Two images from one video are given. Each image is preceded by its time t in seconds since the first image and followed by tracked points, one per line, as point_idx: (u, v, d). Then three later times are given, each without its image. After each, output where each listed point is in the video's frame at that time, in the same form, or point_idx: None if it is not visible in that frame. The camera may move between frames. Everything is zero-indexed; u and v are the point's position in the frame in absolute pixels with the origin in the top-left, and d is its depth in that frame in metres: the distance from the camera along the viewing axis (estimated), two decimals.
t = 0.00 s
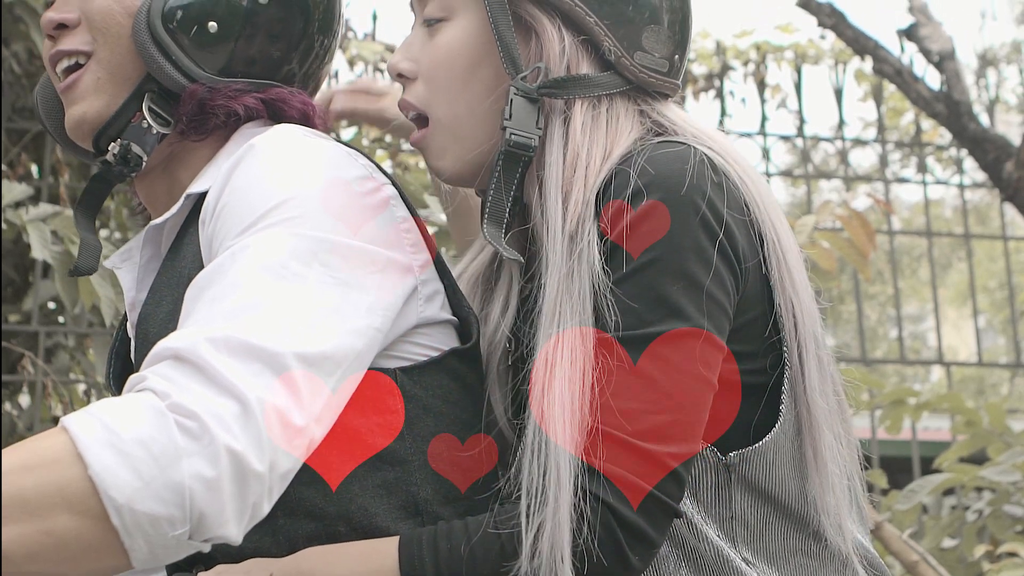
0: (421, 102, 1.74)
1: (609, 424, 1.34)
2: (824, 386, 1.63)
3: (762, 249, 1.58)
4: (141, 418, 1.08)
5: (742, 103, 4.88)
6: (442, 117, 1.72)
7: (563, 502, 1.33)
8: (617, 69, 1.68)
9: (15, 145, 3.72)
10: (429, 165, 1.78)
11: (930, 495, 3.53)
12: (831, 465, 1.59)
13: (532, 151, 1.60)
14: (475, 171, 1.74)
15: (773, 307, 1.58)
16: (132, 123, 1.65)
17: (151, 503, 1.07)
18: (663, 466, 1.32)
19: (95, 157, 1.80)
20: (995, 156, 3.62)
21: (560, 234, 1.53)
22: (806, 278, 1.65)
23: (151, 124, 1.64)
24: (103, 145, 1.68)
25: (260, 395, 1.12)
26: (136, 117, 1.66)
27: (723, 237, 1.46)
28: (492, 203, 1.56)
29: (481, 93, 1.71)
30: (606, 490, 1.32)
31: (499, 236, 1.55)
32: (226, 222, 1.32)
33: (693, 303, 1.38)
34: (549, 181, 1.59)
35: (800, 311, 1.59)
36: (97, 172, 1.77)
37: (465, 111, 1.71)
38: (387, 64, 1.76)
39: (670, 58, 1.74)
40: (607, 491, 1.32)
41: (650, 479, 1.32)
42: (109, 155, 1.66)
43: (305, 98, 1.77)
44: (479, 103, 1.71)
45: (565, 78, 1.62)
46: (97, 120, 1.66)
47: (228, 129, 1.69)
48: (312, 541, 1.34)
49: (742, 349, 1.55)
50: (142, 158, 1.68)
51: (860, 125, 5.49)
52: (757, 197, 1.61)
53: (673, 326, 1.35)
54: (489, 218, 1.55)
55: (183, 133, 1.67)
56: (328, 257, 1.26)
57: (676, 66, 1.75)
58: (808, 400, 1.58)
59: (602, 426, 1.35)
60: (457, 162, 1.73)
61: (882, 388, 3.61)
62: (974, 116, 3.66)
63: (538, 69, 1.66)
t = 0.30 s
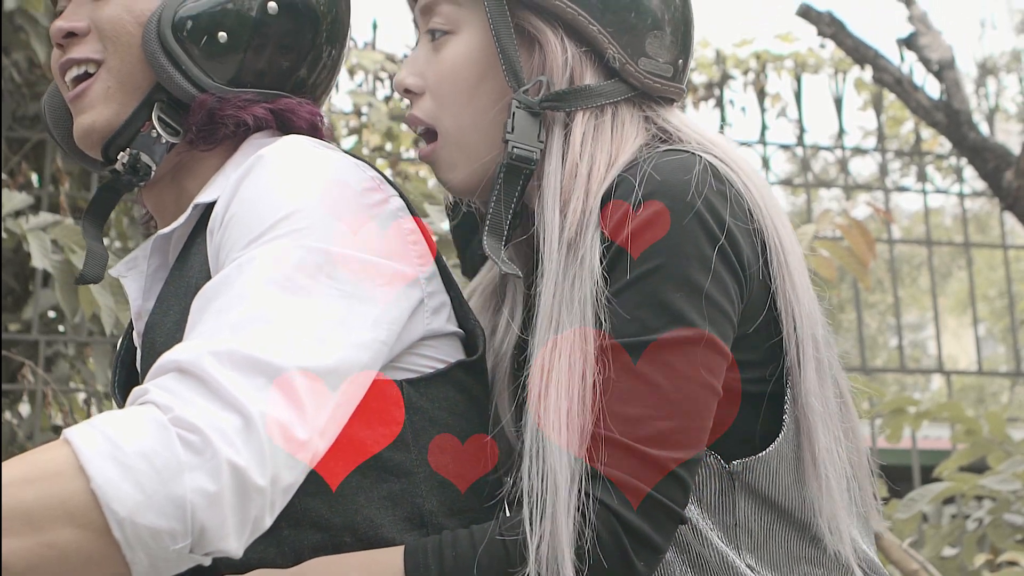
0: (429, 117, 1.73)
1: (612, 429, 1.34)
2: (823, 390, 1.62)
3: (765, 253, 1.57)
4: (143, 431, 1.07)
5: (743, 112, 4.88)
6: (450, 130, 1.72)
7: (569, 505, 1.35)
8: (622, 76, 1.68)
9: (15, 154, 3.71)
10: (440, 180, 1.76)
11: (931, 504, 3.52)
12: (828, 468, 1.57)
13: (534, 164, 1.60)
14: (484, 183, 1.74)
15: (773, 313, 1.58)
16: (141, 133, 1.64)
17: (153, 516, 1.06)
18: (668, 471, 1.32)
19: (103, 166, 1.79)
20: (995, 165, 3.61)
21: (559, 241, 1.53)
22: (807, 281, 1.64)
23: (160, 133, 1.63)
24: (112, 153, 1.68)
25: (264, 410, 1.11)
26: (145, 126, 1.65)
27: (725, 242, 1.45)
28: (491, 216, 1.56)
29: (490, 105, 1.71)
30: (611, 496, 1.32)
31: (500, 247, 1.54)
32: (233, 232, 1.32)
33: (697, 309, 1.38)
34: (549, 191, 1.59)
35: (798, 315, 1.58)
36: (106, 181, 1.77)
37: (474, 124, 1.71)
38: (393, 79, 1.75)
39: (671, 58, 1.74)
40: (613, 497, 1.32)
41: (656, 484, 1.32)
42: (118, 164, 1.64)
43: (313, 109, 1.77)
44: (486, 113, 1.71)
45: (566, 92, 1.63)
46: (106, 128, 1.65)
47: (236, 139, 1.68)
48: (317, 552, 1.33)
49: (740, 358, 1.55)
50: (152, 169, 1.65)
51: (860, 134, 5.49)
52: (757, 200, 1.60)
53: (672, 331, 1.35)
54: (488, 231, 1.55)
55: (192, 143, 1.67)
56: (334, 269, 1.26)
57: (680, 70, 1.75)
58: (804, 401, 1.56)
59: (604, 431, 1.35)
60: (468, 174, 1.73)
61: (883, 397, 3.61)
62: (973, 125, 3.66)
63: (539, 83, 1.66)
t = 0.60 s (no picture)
0: (439, 124, 1.74)
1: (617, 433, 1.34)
2: (828, 394, 1.61)
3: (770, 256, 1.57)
4: (146, 442, 1.07)
5: (743, 120, 4.89)
6: (459, 138, 1.72)
7: (576, 504, 1.35)
8: (630, 81, 1.68)
9: (16, 163, 3.71)
10: (449, 188, 1.77)
11: (931, 513, 3.51)
12: (825, 471, 1.55)
13: (540, 172, 1.61)
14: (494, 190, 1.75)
15: (781, 319, 1.57)
16: (151, 141, 1.64)
17: (154, 528, 1.06)
18: (674, 475, 1.32)
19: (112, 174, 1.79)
20: (995, 173, 3.61)
21: (561, 247, 1.54)
22: (811, 285, 1.64)
23: (169, 141, 1.63)
24: (121, 162, 1.68)
25: (268, 423, 1.11)
26: (154, 135, 1.65)
27: (734, 249, 1.45)
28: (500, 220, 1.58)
29: (499, 112, 1.71)
30: (617, 499, 1.32)
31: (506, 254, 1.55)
32: (240, 243, 1.32)
33: (705, 313, 1.38)
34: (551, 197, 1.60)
35: (803, 319, 1.57)
36: (114, 189, 1.76)
37: (483, 131, 1.71)
38: (402, 87, 1.76)
39: (682, 67, 1.74)
40: (616, 502, 1.32)
41: (662, 489, 1.32)
42: (126, 172, 1.65)
43: (322, 119, 1.77)
44: (496, 121, 1.71)
45: (573, 99, 1.63)
46: (115, 137, 1.65)
47: (245, 148, 1.67)
48: (323, 560, 1.32)
49: (745, 365, 1.54)
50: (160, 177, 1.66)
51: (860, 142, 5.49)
52: (762, 204, 1.59)
53: (682, 338, 1.35)
54: (496, 237, 1.56)
55: (201, 152, 1.66)
56: (340, 281, 1.26)
57: (688, 75, 1.75)
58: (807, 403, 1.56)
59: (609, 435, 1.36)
60: (477, 183, 1.73)
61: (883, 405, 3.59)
62: (973, 133, 3.66)
63: (547, 90, 1.66)
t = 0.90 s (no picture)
0: (450, 126, 1.73)
1: (623, 436, 1.35)
2: (835, 399, 1.61)
3: (779, 262, 1.57)
4: (148, 451, 1.08)
5: (743, 127, 4.89)
6: (471, 140, 1.71)
7: (579, 505, 1.36)
8: (642, 84, 1.68)
9: (15, 170, 3.70)
10: (457, 190, 1.76)
11: (932, 520, 3.49)
12: (826, 476, 1.54)
13: (550, 174, 1.60)
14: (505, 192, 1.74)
15: (790, 326, 1.57)
16: (161, 149, 1.64)
17: (156, 536, 1.06)
18: (678, 481, 1.33)
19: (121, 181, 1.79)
20: (995, 181, 3.61)
21: (568, 250, 1.55)
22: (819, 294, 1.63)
23: (180, 149, 1.62)
24: (130, 170, 1.67)
25: (271, 432, 1.11)
26: (163, 144, 1.65)
27: (745, 258, 1.45)
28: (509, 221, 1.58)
29: (512, 113, 1.70)
30: (622, 501, 1.33)
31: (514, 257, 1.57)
32: (248, 248, 1.33)
33: (714, 321, 1.39)
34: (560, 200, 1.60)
35: (811, 324, 1.57)
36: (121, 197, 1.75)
37: (495, 132, 1.70)
38: (413, 89, 1.75)
39: (693, 71, 1.74)
40: (621, 504, 1.32)
41: (666, 493, 1.33)
42: (137, 180, 1.65)
43: (330, 128, 1.77)
44: (509, 122, 1.70)
45: (584, 101, 1.63)
46: (124, 143, 1.65)
47: (254, 157, 1.68)
48: (327, 566, 1.32)
49: (753, 373, 1.54)
50: (170, 185, 1.66)
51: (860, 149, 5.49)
52: (772, 211, 1.59)
53: (695, 343, 1.36)
54: (504, 237, 1.57)
55: (211, 160, 1.66)
56: (347, 291, 1.26)
57: (698, 81, 1.75)
58: (813, 409, 1.55)
59: (615, 439, 1.36)
60: (487, 184, 1.72)
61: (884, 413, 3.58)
62: (973, 140, 3.66)
63: (558, 92, 1.66)
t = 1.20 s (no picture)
0: (461, 127, 1.70)
1: (630, 439, 1.35)
2: (846, 408, 1.61)
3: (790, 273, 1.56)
4: (150, 456, 1.08)
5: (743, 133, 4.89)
6: (482, 141, 1.69)
7: (584, 507, 1.37)
8: (661, 90, 1.68)
9: (15, 177, 3.69)
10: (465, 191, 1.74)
11: (932, 526, 3.49)
12: (836, 484, 1.55)
13: (564, 182, 1.61)
14: (514, 193, 1.71)
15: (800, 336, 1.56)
16: (168, 154, 1.64)
17: (158, 542, 1.06)
18: (684, 486, 1.33)
19: (127, 186, 1.78)
20: (995, 187, 3.61)
21: (580, 253, 1.55)
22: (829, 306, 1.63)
23: (188, 155, 1.63)
24: (138, 174, 1.66)
25: (274, 438, 1.11)
26: (171, 149, 1.65)
27: (758, 267, 1.45)
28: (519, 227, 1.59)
29: (524, 114, 1.68)
30: (627, 505, 1.32)
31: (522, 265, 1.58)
32: (255, 253, 1.33)
33: (725, 328, 1.39)
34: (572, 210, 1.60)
35: (821, 334, 1.57)
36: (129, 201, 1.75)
37: (507, 134, 1.68)
38: (424, 90, 1.73)
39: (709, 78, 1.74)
40: (626, 507, 1.32)
41: (671, 499, 1.33)
42: (144, 184, 1.64)
43: (338, 134, 1.77)
44: (520, 125, 1.68)
45: (604, 109, 1.63)
46: (132, 148, 1.65)
47: (262, 162, 1.68)
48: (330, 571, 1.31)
49: (761, 381, 1.53)
50: (178, 190, 1.66)
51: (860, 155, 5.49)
52: (784, 221, 1.59)
53: (703, 350, 1.36)
54: (512, 244, 1.59)
55: (219, 166, 1.67)
56: (353, 297, 1.26)
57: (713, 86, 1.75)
58: (823, 418, 1.55)
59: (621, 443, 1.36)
60: (496, 186, 1.70)
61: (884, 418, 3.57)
62: (973, 146, 3.66)
63: (576, 100, 1.65)
